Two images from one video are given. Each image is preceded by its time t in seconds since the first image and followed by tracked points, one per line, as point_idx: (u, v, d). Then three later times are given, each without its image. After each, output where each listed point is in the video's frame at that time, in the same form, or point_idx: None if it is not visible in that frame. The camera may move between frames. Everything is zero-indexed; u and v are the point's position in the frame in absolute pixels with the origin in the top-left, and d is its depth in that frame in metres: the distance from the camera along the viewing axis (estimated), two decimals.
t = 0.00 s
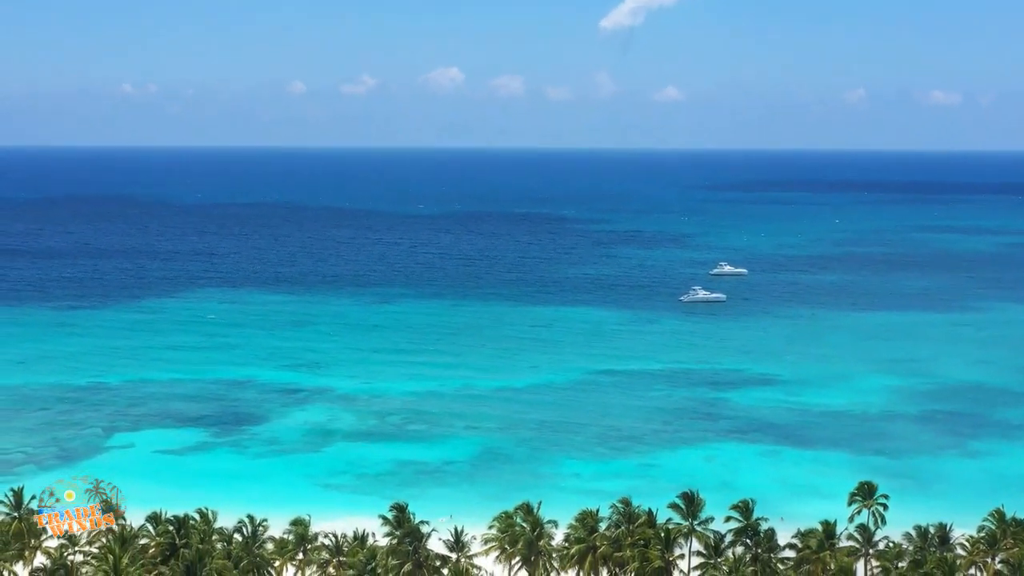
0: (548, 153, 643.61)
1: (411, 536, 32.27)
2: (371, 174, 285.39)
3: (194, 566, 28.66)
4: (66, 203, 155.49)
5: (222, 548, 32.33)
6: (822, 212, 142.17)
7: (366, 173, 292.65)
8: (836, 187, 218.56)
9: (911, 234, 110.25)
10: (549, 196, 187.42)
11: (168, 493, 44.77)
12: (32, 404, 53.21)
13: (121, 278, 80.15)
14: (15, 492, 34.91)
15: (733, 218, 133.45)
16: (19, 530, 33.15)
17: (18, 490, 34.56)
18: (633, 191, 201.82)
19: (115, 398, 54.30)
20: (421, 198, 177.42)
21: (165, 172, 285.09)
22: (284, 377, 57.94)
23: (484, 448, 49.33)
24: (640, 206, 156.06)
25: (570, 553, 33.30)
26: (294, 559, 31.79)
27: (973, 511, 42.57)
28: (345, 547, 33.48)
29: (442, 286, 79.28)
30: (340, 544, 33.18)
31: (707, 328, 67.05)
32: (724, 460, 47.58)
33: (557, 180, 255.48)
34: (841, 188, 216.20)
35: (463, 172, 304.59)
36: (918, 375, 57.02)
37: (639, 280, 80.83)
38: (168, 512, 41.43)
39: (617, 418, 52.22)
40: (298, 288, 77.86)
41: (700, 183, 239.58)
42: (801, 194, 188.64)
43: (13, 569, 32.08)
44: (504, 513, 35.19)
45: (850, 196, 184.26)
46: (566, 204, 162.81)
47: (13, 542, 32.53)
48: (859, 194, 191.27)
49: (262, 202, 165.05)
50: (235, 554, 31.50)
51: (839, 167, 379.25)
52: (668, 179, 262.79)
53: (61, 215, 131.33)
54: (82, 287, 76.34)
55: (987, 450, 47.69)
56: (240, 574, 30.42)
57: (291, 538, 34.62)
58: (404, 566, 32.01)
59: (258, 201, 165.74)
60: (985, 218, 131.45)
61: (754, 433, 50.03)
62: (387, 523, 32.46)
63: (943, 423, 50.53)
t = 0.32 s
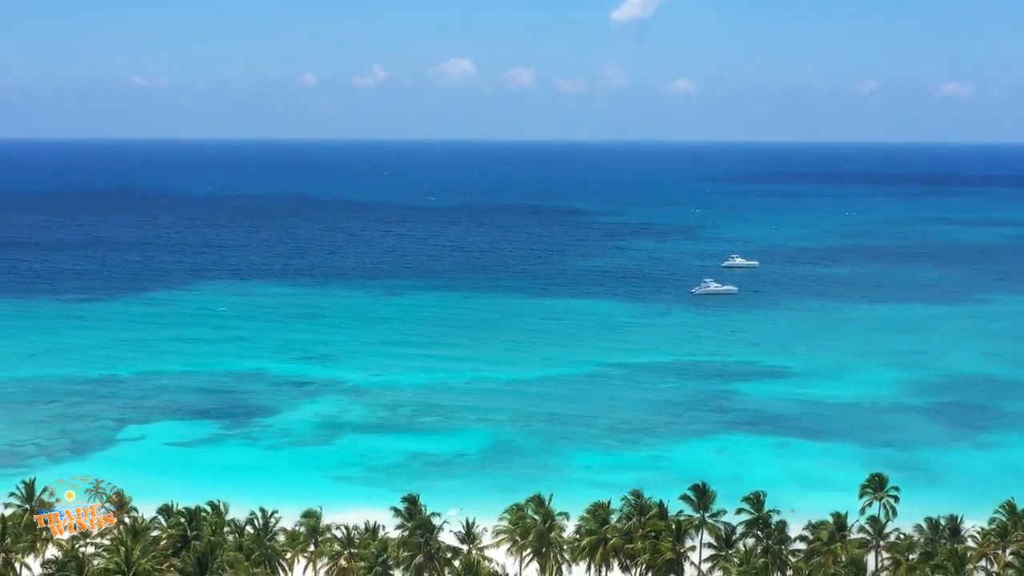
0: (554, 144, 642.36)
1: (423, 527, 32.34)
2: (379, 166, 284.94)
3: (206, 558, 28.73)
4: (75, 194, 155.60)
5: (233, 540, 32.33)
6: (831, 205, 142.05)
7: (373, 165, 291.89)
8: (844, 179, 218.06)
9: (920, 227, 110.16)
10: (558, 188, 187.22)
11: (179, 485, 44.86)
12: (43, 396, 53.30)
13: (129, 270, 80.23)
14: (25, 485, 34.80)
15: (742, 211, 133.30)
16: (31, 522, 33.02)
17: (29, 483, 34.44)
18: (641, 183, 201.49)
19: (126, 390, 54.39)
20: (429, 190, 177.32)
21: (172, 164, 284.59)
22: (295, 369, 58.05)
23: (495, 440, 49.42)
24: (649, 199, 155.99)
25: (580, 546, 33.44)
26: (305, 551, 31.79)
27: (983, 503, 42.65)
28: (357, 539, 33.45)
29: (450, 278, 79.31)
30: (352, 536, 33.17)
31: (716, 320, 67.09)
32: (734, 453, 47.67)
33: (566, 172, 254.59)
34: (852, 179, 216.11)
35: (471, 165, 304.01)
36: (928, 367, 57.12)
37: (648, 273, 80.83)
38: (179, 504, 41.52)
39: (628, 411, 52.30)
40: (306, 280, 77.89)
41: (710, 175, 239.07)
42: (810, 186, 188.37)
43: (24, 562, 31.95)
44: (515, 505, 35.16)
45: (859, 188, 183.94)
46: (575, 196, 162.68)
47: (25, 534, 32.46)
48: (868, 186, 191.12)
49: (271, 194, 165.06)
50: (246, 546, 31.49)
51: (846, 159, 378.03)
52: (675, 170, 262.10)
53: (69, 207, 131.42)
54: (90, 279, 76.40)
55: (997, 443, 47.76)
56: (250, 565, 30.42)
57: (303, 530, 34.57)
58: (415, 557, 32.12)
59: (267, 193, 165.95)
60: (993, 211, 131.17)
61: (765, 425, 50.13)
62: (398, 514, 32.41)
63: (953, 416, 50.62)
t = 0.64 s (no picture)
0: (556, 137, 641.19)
1: (434, 519, 31.87)
2: (385, 158, 284.81)
3: (218, 550, 28.31)
4: (84, 187, 155.66)
5: (245, 532, 32.05)
6: (840, 198, 141.85)
7: (379, 157, 291.76)
8: (852, 172, 217.68)
9: (930, 219, 109.97)
10: (566, 181, 186.97)
11: (189, 477, 44.90)
12: (54, 389, 53.41)
13: (138, 263, 80.28)
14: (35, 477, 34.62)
15: (752, 204, 133.06)
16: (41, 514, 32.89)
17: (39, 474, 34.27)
18: (649, 176, 201.18)
19: (137, 383, 54.51)
20: (437, 183, 177.21)
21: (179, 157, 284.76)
22: (306, 362, 58.12)
23: (506, 433, 49.54)
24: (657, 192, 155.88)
25: (592, 538, 33.45)
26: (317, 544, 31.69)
27: (994, 496, 42.77)
28: (368, 532, 33.26)
29: (459, 271, 79.34)
30: (364, 528, 33.04)
31: (725, 313, 67.17)
32: (746, 445, 47.78)
33: (573, 165, 253.87)
34: (861, 172, 215.49)
35: (476, 157, 303.71)
36: (939, 360, 57.16)
37: (656, 265, 80.85)
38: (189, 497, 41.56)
39: (641, 404, 52.45)
40: (315, 273, 77.95)
41: (717, 168, 238.64)
42: (821, 179, 187.78)
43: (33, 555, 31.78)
44: (527, 497, 35.10)
45: (867, 181, 183.30)
46: (583, 189, 162.50)
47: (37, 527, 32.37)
48: (877, 179, 190.55)
49: (279, 187, 164.97)
50: (257, 539, 31.43)
51: (851, 152, 377.08)
52: (682, 163, 261.75)
53: (78, 200, 131.53)
54: (98, 272, 76.47)
55: (1008, 436, 47.85)
56: (261, 558, 30.32)
57: (315, 522, 34.32)
58: (426, 550, 31.84)
59: (274, 186, 165.97)
60: (1003, 203, 130.93)
61: (776, 418, 50.26)
62: (409, 506, 32.23)
63: (963, 409, 50.69)
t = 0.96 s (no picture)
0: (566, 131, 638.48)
1: (446, 513, 31.76)
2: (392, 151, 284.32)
3: (231, 543, 28.17)
4: (93, 180, 155.64)
5: (257, 525, 31.94)
6: (849, 191, 141.48)
7: (385, 150, 291.70)
8: (860, 165, 216.91)
9: (939, 213, 109.73)
10: (573, 174, 186.55)
11: (200, 471, 44.93)
12: (67, 382, 53.53)
13: (147, 256, 80.33)
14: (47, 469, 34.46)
15: (761, 197, 132.81)
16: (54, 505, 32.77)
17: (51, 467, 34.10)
18: (656, 169, 200.75)
19: (149, 376, 54.60)
20: (446, 176, 176.98)
21: (186, 150, 284.78)
22: (317, 355, 58.22)
23: (518, 426, 49.62)
24: (666, 185, 155.53)
25: (603, 532, 33.49)
26: (330, 537, 31.69)
27: (1005, 489, 42.82)
28: (381, 524, 33.13)
29: (467, 264, 79.35)
30: (376, 521, 32.85)
31: (734, 306, 67.23)
32: (758, 438, 47.89)
33: (580, 158, 253.36)
34: (868, 165, 214.81)
35: (483, 150, 302.99)
36: (950, 353, 57.21)
37: (665, 259, 80.86)
38: (201, 489, 41.61)
39: (653, 397, 52.57)
40: (323, 266, 77.99)
41: (723, 161, 237.93)
42: (829, 173, 187.17)
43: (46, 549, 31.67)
44: (539, 490, 34.99)
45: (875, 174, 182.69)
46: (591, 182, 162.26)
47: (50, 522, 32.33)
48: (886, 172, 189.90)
49: (287, 180, 164.92)
50: (270, 532, 31.48)
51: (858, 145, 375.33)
52: (688, 156, 261.36)
53: (87, 193, 131.64)
54: (107, 265, 76.56)
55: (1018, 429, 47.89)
56: (272, 552, 30.33)
57: (327, 515, 34.17)
58: (438, 543, 31.73)
59: (282, 179, 165.93)
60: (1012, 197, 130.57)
61: (788, 411, 50.35)
62: (421, 499, 32.07)
63: (975, 402, 50.77)
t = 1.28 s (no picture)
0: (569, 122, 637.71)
1: (457, 506, 31.44)
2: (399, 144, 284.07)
3: (242, 536, 27.82)
4: (102, 173, 155.52)
5: (269, 520, 31.89)
6: (858, 184, 141.13)
7: (390, 143, 291.19)
8: (866, 158, 216.29)
9: (948, 206, 109.60)
10: (580, 166, 186.20)
11: (209, 465, 44.93)
12: (78, 375, 53.62)
13: (155, 248, 80.38)
14: (62, 463, 34.18)
15: (770, 190, 132.57)
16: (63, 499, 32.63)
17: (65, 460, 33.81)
18: (664, 162, 200.39)
19: (160, 369, 54.71)
20: (452, 169, 176.68)
21: (192, 143, 284.48)
22: (329, 348, 58.35)
23: (530, 419, 49.73)
24: (673, 178, 155.33)
25: (615, 524, 33.54)
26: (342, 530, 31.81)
27: (1016, 481, 42.90)
28: (392, 517, 33.11)
29: (475, 257, 79.39)
30: (388, 514, 32.91)
31: (743, 299, 67.34)
32: (769, 431, 48.01)
33: (587, 150, 252.77)
34: (876, 158, 214.32)
35: (490, 142, 302.60)
36: (960, 347, 57.30)
37: (674, 251, 80.89)
38: (213, 482, 41.66)
39: (664, 390, 52.75)
40: (332, 260, 78.04)
41: (730, 154, 237.44)
42: (836, 166, 186.72)
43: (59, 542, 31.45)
44: (551, 483, 34.91)
45: (883, 167, 182.09)
46: (598, 175, 161.95)
47: (59, 515, 31.59)
48: (893, 165, 189.45)
49: (294, 173, 164.73)
50: (282, 524, 31.55)
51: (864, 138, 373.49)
52: (694, 149, 260.74)
53: (95, 186, 131.64)
54: (116, 258, 76.64)
55: None
56: (285, 544, 30.51)
57: (339, 509, 34.20)
58: (450, 536, 31.46)
59: (288, 172, 165.63)
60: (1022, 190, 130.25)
61: (799, 404, 50.47)
62: (432, 492, 31.93)
63: (986, 396, 50.84)
